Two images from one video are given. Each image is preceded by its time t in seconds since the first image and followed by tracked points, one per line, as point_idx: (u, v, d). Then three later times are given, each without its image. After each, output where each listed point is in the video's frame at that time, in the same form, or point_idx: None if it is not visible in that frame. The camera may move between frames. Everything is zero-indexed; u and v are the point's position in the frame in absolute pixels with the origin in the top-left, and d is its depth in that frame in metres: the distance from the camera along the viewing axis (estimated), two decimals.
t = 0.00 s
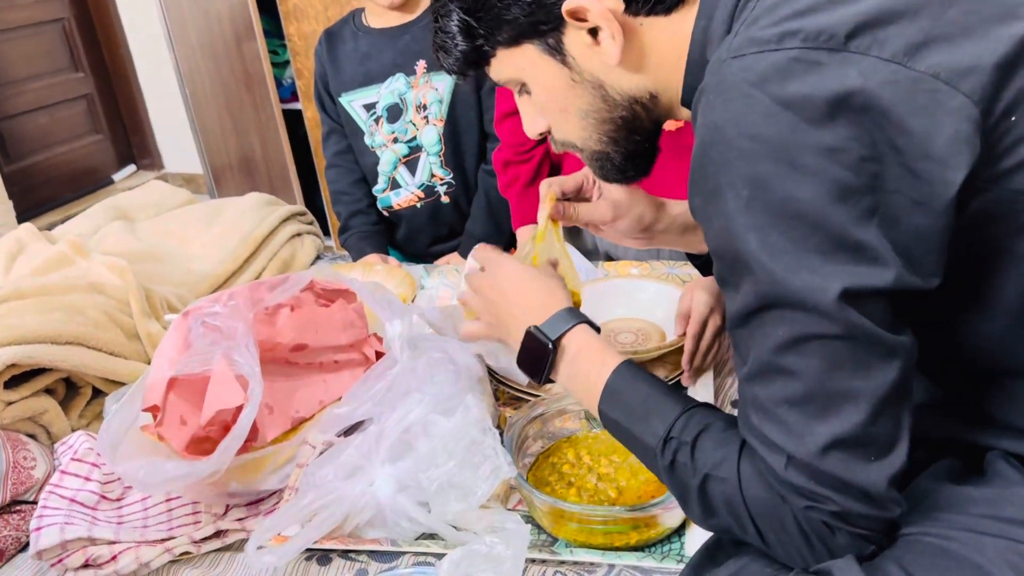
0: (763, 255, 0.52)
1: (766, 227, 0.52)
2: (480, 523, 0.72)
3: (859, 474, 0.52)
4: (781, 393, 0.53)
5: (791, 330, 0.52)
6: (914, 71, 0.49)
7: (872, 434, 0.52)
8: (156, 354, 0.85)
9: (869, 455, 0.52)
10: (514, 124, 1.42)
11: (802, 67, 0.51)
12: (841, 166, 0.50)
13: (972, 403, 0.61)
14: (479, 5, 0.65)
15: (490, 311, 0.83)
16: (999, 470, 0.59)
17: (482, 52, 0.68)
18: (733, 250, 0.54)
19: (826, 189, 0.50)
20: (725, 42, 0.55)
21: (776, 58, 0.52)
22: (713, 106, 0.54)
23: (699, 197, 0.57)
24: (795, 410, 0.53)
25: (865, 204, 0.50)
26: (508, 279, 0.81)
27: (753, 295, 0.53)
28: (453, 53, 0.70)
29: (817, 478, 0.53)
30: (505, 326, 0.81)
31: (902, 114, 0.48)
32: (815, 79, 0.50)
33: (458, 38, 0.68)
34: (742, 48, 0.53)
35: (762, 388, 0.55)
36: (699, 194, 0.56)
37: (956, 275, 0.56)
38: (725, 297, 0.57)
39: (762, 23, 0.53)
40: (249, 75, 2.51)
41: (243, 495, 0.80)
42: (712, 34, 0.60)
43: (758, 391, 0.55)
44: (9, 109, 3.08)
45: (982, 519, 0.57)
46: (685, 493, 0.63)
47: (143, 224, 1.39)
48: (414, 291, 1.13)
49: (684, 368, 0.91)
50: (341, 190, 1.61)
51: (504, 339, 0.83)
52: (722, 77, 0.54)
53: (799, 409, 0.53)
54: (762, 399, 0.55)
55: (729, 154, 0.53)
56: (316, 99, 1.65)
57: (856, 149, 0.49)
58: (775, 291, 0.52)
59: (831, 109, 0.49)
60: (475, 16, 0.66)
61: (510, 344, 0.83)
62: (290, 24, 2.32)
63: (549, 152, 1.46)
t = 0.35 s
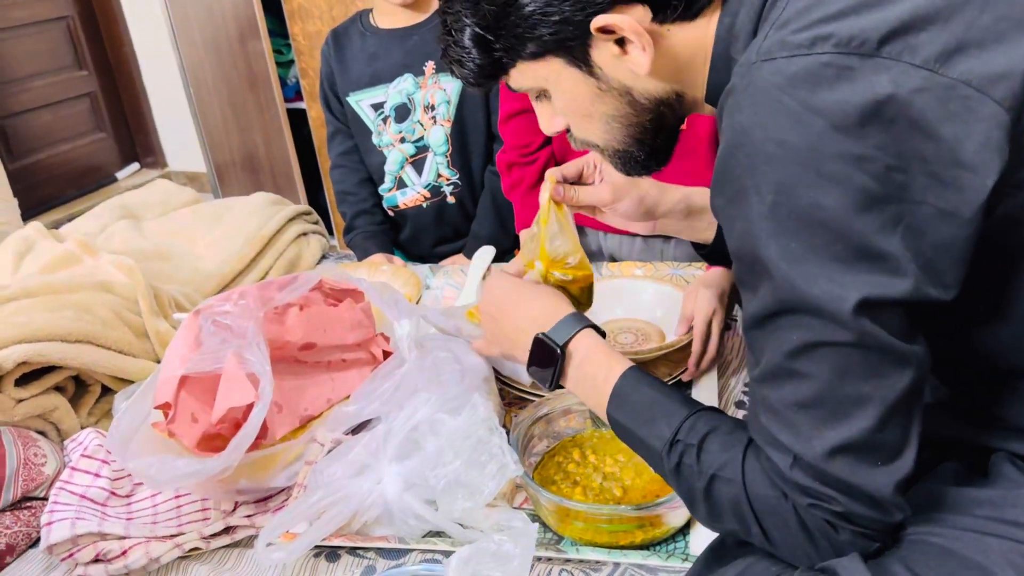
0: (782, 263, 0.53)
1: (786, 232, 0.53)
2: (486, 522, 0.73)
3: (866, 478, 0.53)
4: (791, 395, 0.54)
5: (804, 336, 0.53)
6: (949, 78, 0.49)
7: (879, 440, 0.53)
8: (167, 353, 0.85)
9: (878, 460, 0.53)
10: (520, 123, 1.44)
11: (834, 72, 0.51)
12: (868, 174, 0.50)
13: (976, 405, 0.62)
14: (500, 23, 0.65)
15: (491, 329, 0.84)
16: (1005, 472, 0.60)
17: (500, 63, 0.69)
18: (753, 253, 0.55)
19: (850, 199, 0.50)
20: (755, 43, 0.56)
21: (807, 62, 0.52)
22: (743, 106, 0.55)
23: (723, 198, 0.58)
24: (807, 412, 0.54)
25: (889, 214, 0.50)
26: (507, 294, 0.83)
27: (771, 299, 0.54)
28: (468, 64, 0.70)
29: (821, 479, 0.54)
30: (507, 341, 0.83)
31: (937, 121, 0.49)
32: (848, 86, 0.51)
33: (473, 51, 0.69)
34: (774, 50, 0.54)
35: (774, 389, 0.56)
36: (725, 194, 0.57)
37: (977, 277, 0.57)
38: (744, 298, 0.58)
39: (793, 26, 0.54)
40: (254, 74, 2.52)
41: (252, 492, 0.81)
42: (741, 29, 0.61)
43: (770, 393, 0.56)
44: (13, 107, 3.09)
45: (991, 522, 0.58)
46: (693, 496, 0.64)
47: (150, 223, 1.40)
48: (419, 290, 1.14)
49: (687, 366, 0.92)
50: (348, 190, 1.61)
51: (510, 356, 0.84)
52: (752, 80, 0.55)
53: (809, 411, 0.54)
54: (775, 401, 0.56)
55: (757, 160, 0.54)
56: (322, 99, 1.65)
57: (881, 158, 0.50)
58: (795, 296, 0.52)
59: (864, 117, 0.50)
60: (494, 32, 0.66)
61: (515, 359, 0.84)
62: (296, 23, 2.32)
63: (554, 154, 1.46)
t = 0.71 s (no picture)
0: (795, 263, 0.53)
1: (800, 232, 0.53)
2: (492, 517, 0.73)
3: (875, 477, 0.53)
4: (804, 395, 0.55)
5: (816, 336, 0.53)
6: (961, 78, 0.50)
7: (888, 439, 0.53)
8: (176, 348, 0.86)
9: (886, 459, 0.54)
10: (525, 119, 1.44)
11: (849, 71, 0.52)
12: (882, 174, 0.51)
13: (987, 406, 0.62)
14: (507, 22, 0.66)
15: (489, 323, 0.83)
16: (1011, 471, 0.61)
17: (509, 59, 0.70)
18: (766, 251, 0.55)
19: (865, 199, 0.51)
20: (770, 43, 0.57)
21: (822, 62, 0.53)
22: (756, 105, 0.55)
23: (737, 196, 0.58)
24: (815, 412, 0.54)
25: (903, 214, 0.51)
26: (512, 289, 0.82)
27: (782, 298, 0.55)
28: (478, 59, 0.71)
29: (831, 479, 0.55)
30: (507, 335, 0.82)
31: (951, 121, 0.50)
32: (863, 86, 0.51)
33: (483, 47, 0.70)
34: (787, 50, 0.55)
35: (783, 386, 0.56)
36: (737, 193, 0.58)
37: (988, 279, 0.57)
38: (755, 296, 0.58)
39: (807, 27, 0.54)
40: (259, 73, 2.52)
41: (260, 487, 0.82)
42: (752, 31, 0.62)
43: (780, 392, 0.57)
44: (18, 105, 3.10)
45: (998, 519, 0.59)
46: (700, 494, 0.64)
47: (156, 220, 1.40)
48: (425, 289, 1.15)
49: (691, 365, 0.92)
50: (354, 189, 1.62)
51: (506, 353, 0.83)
52: (766, 79, 0.55)
53: (817, 411, 0.54)
54: (784, 399, 0.56)
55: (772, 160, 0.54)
56: (329, 97, 1.65)
57: (896, 159, 0.51)
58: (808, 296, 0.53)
59: (879, 116, 0.51)
60: (503, 29, 0.67)
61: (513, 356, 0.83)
62: (301, 23, 2.33)
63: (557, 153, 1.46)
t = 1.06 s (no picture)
0: (809, 246, 0.52)
1: (814, 214, 0.52)
2: (499, 509, 0.71)
3: (882, 467, 0.51)
4: (811, 380, 0.53)
5: (828, 321, 0.52)
6: (985, 55, 0.49)
7: (899, 429, 0.51)
8: (177, 333, 0.85)
9: (898, 450, 0.51)
10: (532, 108, 1.43)
11: (870, 48, 0.50)
12: (900, 156, 0.49)
13: (1005, 396, 0.60)
14: (519, 4, 0.65)
15: (529, 292, 0.84)
16: None
17: (522, 43, 0.69)
18: (782, 234, 0.54)
19: (882, 181, 0.49)
20: (789, 22, 0.56)
21: (843, 39, 0.51)
22: (775, 84, 0.54)
23: (754, 178, 0.57)
24: (822, 398, 0.53)
25: (923, 197, 0.49)
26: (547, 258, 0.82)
27: (795, 283, 0.53)
28: (491, 44, 0.70)
29: (837, 466, 0.53)
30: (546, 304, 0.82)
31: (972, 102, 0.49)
32: (882, 64, 0.50)
33: (496, 31, 0.68)
34: (807, 27, 0.54)
35: (791, 370, 0.55)
36: (755, 173, 0.57)
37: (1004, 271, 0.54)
38: (769, 281, 0.57)
39: (828, 4, 0.53)
40: (263, 67, 2.51)
41: (261, 476, 0.80)
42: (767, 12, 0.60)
43: (790, 377, 0.55)
44: (21, 98, 3.09)
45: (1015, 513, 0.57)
46: (713, 473, 0.63)
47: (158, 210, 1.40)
48: (430, 279, 1.15)
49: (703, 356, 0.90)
50: (358, 180, 1.60)
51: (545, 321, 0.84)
52: (786, 57, 0.54)
53: (825, 398, 0.53)
54: (793, 384, 0.55)
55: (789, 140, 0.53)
56: (335, 87, 1.64)
57: (916, 140, 0.49)
58: (820, 280, 0.51)
59: (899, 96, 0.49)
60: (514, 12, 0.66)
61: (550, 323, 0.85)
62: (305, 17, 2.32)
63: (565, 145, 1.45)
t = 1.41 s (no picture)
0: (823, 235, 0.50)
1: (829, 202, 0.50)
2: (500, 506, 0.71)
3: (902, 465, 0.50)
4: (826, 373, 0.52)
5: (843, 312, 0.50)
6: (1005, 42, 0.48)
7: (918, 423, 0.50)
8: (178, 323, 0.83)
9: (916, 445, 0.50)
10: (539, 103, 1.41)
11: (888, 32, 0.50)
12: (916, 143, 0.48)
13: (1017, 391, 0.58)
14: None
15: (553, 249, 0.87)
16: None
17: (531, 29, 0.68)
18: (795, 224, 0.53)
19: (899, 168, 0.48)
20: (805, 6, 0.54)
21: (860, 23, 0.50)
22: (789, 69, 0.53)
23: (766, 162, 0.56)
24: (840, 391, 0.51)
25: (940, 186, 0.48)
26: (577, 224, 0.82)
27: (809, 272, 0.52)
28: (498, 29, 0.69)
29: (855, 464, 0.52)
30: (577, 268, 0.83)
31: (992, 89, 0.47)
32: (899, 49, 0.49)
33: (503, 16, 0.67)
34: (823, 11, 0.52)
35: (807, 363, 0.54)
36: (766, 162, 0.55)
37: None
38: (783, 272, 0.56)
39: None
40: (268, 62, 2.50)
41: (261, 470, 0.79)
42: None
43: (804, 369, 0.54)
44: (25, 92, 3.08)
45: None
46: (730, 458, 0.63)
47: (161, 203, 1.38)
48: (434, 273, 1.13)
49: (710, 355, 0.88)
50: (363, 174, 1.59)
51: (569, 279, 0.86)
52: (800, 42, 0.53)
53: (843, 390, 0.51)
54: (809, 377, 0.53)
55: (804, 127, 0.51)
56: (340, 80, 1.63)
57: (933, 127, 0.48)
58: (834, 270, 0.50)
59: (916, 79, 0.48)
60: None
61: (579, 287, 0.86)
62: (311, 12, 2.31)
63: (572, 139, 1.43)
